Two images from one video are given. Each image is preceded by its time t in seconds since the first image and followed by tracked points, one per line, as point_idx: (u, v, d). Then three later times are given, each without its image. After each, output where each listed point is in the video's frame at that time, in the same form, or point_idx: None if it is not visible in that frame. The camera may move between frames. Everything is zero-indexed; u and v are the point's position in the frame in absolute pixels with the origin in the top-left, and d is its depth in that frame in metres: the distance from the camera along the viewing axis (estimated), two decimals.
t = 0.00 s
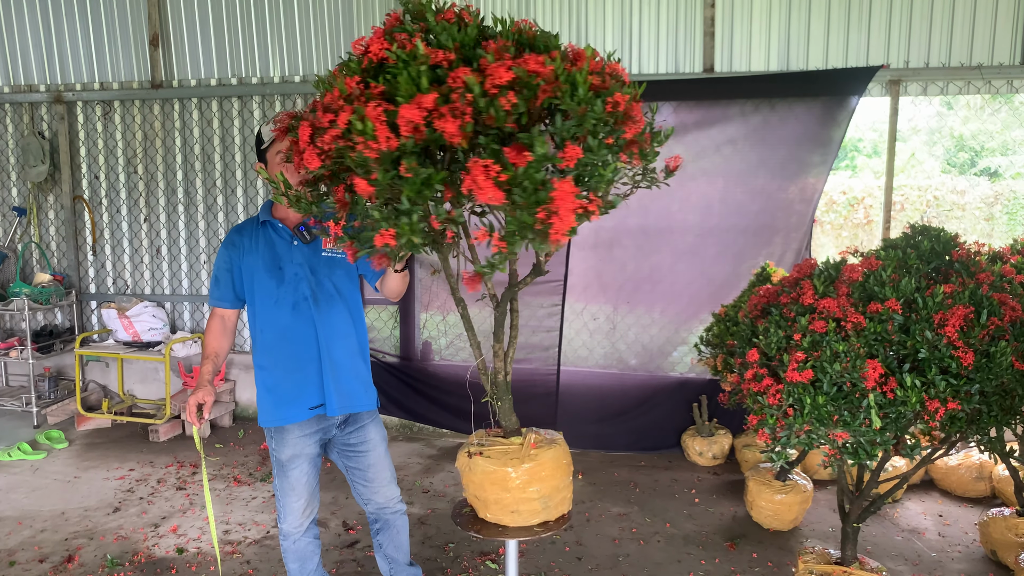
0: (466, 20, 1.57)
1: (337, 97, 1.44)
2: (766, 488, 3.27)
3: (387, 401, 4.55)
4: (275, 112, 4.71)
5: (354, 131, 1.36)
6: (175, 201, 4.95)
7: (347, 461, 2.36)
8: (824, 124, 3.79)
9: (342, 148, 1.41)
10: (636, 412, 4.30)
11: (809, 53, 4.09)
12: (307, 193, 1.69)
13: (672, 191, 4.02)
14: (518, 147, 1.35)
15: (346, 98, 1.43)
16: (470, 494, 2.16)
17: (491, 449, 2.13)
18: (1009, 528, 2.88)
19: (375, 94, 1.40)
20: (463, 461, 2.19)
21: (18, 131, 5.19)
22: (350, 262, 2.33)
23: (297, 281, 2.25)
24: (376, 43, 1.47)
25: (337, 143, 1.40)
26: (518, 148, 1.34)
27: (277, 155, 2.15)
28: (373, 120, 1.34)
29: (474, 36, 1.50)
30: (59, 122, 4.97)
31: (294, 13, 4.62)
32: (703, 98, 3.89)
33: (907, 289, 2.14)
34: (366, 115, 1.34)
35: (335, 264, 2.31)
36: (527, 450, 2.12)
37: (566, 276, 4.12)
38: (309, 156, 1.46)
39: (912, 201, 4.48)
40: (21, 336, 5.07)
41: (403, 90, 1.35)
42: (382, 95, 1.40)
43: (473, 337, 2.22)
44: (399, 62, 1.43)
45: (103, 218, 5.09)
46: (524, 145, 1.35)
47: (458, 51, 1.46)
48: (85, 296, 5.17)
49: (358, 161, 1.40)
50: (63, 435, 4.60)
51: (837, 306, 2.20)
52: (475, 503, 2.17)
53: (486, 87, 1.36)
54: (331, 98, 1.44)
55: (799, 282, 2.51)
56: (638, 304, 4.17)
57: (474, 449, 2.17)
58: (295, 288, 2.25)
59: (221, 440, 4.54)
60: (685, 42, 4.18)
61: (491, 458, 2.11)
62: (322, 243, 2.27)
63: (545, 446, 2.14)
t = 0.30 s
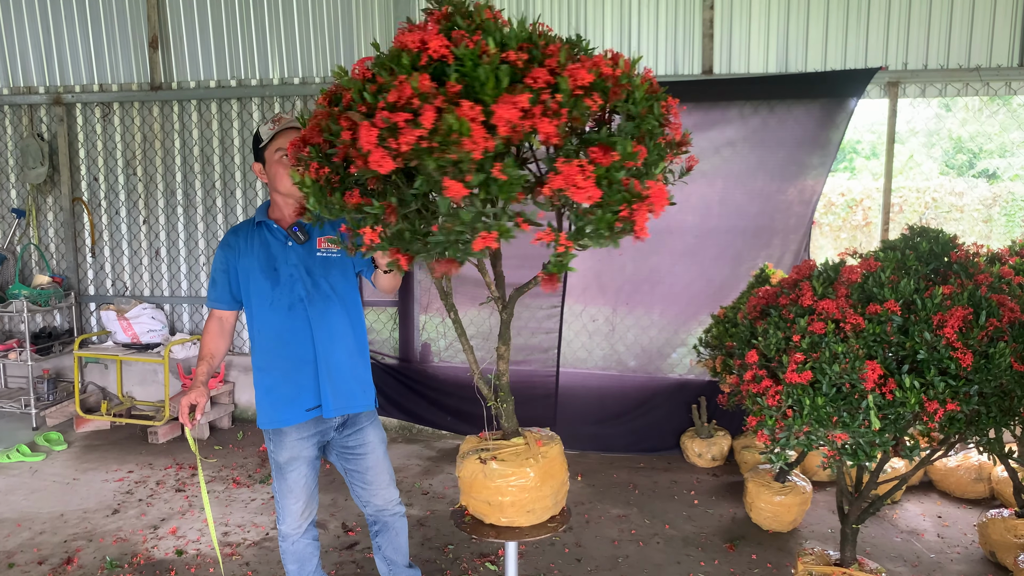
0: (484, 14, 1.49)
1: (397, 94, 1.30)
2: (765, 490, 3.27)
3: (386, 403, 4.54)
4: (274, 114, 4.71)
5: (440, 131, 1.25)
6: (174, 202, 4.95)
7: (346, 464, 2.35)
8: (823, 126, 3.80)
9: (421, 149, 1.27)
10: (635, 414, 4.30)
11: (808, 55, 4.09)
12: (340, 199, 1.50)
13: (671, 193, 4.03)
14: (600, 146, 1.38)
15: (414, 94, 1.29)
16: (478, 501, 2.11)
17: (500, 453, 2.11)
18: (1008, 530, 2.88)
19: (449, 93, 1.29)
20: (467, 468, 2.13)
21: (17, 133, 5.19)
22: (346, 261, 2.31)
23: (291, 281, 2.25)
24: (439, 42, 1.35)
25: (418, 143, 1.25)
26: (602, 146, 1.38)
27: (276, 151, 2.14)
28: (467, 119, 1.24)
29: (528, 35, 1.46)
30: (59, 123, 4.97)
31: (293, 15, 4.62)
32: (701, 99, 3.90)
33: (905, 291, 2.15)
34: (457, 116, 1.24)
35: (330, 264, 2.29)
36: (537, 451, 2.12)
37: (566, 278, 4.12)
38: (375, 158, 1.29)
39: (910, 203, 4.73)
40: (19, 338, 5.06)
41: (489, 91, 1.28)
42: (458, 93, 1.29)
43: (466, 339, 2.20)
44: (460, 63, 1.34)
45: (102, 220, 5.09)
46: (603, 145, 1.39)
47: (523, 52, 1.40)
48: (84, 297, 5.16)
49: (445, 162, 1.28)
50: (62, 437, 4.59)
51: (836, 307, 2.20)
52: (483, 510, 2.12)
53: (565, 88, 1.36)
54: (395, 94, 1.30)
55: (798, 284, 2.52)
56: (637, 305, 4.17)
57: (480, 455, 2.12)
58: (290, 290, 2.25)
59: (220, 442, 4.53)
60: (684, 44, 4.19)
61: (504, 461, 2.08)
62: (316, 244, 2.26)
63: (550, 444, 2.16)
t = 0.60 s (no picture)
0: (512, 13, 1.49)
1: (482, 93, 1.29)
2: (765, 490, 3.27)
3: (386, 404, 4.54)
4: (274, 114, 4.71)
5: (540, 133, 1.27)
6: (173, 203, 4.95)
7: (347, 466, 2.35)
8: (823, 127, 3.80)
9: (517, 148, 1.27)
10: (635, 415, 4.30)
11: (807, 55, 4.10)
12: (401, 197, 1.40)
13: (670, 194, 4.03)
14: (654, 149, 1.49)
15: (503, 93, 1.28)
16: (494, 508, 2.08)
17: (511, 456, 2.09)
18: (1007, 530, 2.88)
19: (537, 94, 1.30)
20: (478, 477, 2.08)
21: (16, 133, 5.18)
22: (346, 261, 2.31)
23: (291, 280, 2.24)
24: (508, 43, 1.36)
25: (517, 142, 1.26)
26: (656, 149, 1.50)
27: (279, 149, 2.13)
28: (570, 120, 1.29)
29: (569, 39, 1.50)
30: (58, 124, 4.97)
31: (292, 16, 4.62)
32: (700, 100, 3.90)
33: (905, 291, 2.16)
34: (556, 118, 1.27)
35: (329, 263, 2.29)
36: (543, 449, 2.14)
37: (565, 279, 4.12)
38: (469, 155, 1.25)
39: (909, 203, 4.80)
40: (18, 339, 5.06)
41: (574, 91, 1.33)
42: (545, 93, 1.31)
43: (466, 340, 2.16)
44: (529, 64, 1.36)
45: (101, 220, 5.08)
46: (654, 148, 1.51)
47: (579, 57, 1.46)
48: (83, 298, 5.15)
49: (540, 161, 1.30)
50: (61, 438, 4.58)
51: (836, 307, 2.20)
52: (499, 516, 2.09)
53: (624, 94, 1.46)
54: (484, 93, 1.29)
55: (798, 284, 2.52)
56: (636, 306, 4.17)
57: (490, 461, 2.08)
58: (288, 289, 2.25)
59: (219, 443, 4.53)
60: (684, 44, 4.19)
61: (517, 463, 2.07)
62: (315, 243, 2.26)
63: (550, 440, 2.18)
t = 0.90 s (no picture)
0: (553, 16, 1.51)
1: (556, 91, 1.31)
2: (765, 489, 3.28)
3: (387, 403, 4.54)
4: (274, 114, 4.72)
5: (618, 134, 1.34)
6: (173, 203, 4.95)
7: (349, 472, 2.31)
8: (822, 127, 3.81)
9: (597, 148, 1.33)
10: (635, 414, 4.31)
11: (807, 55, 4.10)
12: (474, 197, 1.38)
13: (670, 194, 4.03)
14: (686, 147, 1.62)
15: (579, 94, 1.31)
16: (504, 508, 2.07)
17: (519, 455, 2.10)
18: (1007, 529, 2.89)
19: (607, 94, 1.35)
20: (489, 477, 2.07)
21: (16, 133, 5.18)
22: (358, 262, 2.28)
23: (303, 281, 2.24)
24: (565, 42, 1.39)
25: (600, 142, 1.31)
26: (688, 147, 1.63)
27: (294, 150, 2.16)
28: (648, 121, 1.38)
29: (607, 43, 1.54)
30: (57, 124, 4.97)
31: (292, 15, 4.62)
32: (700, 100, 3.91)
33: (905, 290, 2.16)
34: (631, 119, 1.35)
35: (341, 264, 2.27)
36: (549, 448, 2.17)
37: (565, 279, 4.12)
38: (556, 156, 1.29)
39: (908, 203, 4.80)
40: (18, 339, 5.06)
41: (635, 90, 1.39)
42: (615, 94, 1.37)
43: (470, 343, 2.13)
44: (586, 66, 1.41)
45: (101, 220, 5.08)
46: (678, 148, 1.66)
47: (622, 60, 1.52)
48: (83, 298, 5.15)
49: (617, 161, 1.39)
50: (60, 438, 4.58)
51: (836, 306, 2.21)
52: (509, 516, 2.08)
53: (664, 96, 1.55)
54: (559, 91, 1.30)
55: (797, 283, 2.52)
56: (636, 306, 4.18)
57: (499, 460, 2.08)
58: (300, 290, 2.24)
59: (219, 442, 4.53)
60: (683, 44, 4.19)
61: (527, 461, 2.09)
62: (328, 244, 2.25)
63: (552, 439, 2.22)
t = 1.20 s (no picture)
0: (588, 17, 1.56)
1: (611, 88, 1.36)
2: (764, 488, 3.28)
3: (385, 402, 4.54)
4: (273, 113, 4.71)
5: (666, 131, 1.43)
6: (172, 203, 4.94)
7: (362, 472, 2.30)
8: (821, 127, 3.81)
9: (647, 146, 1.42)
10: (633, 414, 4.31)
11: (805, 54, 4.10)
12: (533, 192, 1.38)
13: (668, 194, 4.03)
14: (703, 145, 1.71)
15: (632, 94, 1.38)
16: (513, 505, 2.06)
17: (529, 452, 2.11)
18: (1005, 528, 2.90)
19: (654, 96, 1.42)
20: (500, 475, 2.05)
21: (15, 132, 5.17)
22: (382, 261, 2.26)
23: (326, 278, 2.24)
24: (606, 43, 1.45)
25: (652, 140, 1.40)
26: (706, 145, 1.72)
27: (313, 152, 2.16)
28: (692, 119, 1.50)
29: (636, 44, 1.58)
30: (56, 123, 4.97)
31: (291, 15, 4.62)
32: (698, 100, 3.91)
33: (905, 288, 2.13)
34: (677, 118, 1.44)
35: (365, 262, 2.25)
36: (553, 447, 2.19)
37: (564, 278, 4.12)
38: (616, 153, 1.35)
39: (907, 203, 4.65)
40: (16, 339, 5.06)
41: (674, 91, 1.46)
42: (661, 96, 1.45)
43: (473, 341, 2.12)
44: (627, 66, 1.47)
45: (100, 220, 5.08)
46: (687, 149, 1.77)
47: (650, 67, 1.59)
48: (81, 297, 5.14)
49: (666, 159, 1.47)
50: (59, 438, 4.58)
51: (834, 305, 2.24)
52: (516, 514, 2.08)
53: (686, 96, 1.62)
54: (612, 89, 1.35)
55: (797, 282, 2.52)
56: (635, 305, 4.18)
57: (510, 458, 2.08)
58: (323, 286, 2.24)
59: (217, 442, 4.53)
60: (682, 43, 4.20)
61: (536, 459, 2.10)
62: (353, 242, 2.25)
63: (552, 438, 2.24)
